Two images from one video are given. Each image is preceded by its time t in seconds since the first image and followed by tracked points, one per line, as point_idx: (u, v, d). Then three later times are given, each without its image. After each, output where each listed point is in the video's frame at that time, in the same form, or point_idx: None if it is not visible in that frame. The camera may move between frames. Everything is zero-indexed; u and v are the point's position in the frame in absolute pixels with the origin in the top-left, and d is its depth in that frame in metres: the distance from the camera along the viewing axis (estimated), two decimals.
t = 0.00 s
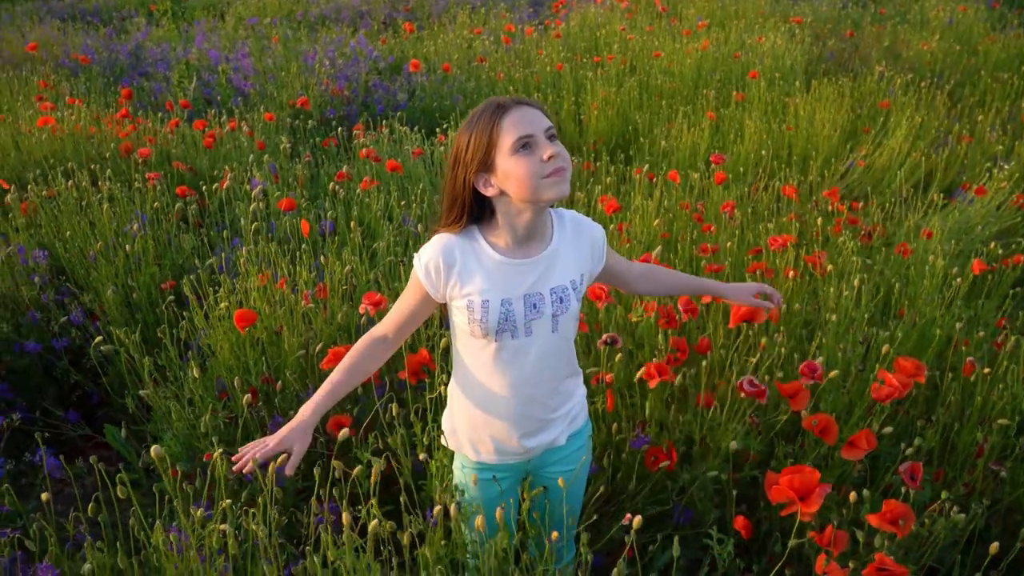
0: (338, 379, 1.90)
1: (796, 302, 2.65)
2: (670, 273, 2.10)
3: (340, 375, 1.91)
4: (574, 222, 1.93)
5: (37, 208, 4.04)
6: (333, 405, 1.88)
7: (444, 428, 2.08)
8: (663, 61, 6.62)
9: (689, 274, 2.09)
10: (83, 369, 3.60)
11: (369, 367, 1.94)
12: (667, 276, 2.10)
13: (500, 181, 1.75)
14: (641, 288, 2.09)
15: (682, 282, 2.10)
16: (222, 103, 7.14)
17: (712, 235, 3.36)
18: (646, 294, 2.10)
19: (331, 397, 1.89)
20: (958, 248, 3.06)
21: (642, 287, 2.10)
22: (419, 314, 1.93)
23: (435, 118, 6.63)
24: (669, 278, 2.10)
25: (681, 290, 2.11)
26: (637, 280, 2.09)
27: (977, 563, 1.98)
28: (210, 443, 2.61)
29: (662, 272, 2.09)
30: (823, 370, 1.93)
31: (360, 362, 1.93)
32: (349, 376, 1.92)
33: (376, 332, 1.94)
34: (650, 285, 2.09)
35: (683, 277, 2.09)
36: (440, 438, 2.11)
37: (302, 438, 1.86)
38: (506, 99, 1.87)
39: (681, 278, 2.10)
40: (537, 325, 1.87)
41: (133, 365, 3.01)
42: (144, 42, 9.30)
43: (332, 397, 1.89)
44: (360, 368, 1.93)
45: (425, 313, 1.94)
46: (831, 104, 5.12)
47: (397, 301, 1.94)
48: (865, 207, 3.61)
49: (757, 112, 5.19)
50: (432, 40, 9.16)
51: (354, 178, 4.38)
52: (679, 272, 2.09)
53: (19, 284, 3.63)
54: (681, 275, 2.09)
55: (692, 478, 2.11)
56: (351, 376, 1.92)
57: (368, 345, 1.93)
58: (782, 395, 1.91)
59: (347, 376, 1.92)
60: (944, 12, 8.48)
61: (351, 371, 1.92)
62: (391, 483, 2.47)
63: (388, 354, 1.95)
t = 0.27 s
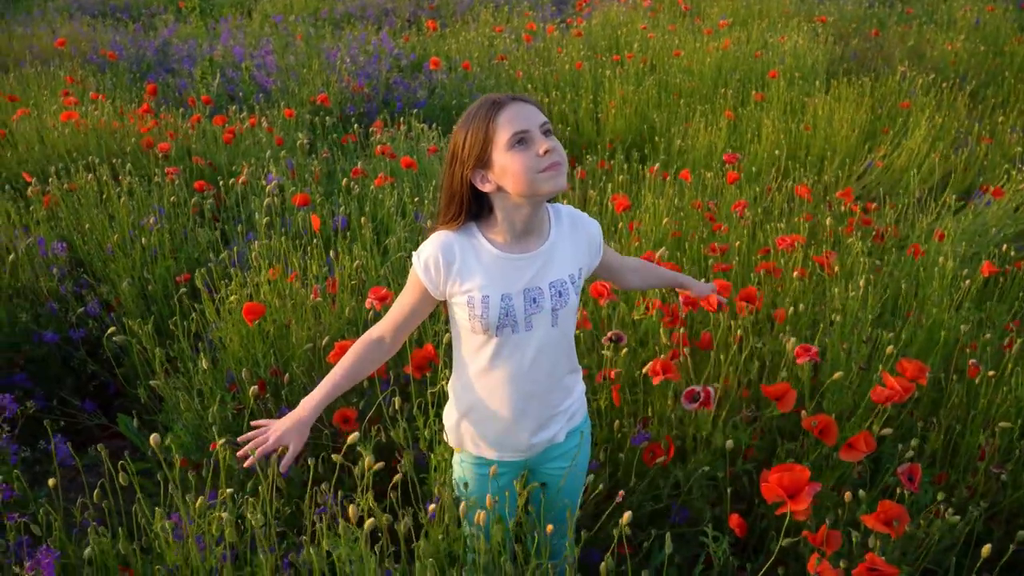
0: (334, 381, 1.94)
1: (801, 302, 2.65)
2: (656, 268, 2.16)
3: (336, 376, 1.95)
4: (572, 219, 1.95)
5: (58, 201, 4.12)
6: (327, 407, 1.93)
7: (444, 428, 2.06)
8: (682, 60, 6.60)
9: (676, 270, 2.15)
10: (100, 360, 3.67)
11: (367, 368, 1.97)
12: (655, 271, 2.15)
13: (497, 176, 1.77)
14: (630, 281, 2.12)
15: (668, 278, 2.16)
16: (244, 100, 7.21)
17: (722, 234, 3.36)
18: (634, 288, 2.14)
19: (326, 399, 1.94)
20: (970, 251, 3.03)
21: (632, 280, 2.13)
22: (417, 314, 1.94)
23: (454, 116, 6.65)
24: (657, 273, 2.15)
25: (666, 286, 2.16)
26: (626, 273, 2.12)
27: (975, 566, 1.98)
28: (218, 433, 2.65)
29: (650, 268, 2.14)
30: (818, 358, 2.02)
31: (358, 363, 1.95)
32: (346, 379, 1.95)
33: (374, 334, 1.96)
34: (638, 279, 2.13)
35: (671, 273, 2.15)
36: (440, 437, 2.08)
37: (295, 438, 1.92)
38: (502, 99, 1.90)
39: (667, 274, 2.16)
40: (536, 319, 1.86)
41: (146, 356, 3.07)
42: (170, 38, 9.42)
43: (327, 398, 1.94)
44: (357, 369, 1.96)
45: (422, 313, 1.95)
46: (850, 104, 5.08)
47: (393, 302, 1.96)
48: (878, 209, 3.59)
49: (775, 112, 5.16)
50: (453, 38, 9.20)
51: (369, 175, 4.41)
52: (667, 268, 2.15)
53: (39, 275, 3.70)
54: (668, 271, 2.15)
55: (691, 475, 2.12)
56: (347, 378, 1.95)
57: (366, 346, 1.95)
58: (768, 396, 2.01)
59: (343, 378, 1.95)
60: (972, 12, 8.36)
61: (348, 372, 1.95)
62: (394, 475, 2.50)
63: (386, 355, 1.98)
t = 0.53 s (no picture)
0: (351, 382, 2.01)
1: (806, 303, 2.65)
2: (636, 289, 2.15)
3: (352, 378, 2.01)
4: (567, 216, 1.96)
5: (81, 194, 4.20)
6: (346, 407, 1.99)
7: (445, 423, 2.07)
8: (705, 60, 6.57)
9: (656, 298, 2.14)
10: (118, 351, 3.74)
11: (380, 370, 2.02)
12: (631, 287, 2.15)
13: (493, 173, 1.79)
14: (601, 293, 2.12)
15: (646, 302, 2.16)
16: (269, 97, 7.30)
17: (733, 234, 3.35)
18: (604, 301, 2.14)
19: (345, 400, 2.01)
20: (983, 254, 3.00)
21: (605, 293, 2.12)
22: (422, 313, 1.99)
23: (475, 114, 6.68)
24: (634, 294, 2.15)
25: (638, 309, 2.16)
26: (602, 285, 2.11)
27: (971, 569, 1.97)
28: (226, 423, 2.70)
29: (628, 289, 2.13)
30: (820, 357, 2.01)
31: (371, 364, 2.01)
32: (361, 380, 2.02)
33: (386, 335, 2.02)
34: (613, 294, 2.13)
35: (648, 298, 2.15)
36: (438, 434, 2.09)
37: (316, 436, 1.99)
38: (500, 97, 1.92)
39: (646, 298, 2.15)
40: (532, 315, 1.87)
41: (161, 347, 3.13)
42: (200, 36, 9.54)
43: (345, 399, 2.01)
44: (371, 370, 2.02)
45: (429, 312, 1.99)
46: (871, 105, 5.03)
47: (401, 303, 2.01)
48: (893, 211, 3.57)
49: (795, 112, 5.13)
50: (477, 37, 9.23)
51: (386, 172, 4.46)
52: (648, 293, 2.14)
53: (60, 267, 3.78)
54: (648, 295, 2.15)
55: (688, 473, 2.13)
56: (362, 380, 2.01)
57: (379, 347, 2.01)
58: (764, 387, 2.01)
59: (359, 380, 2.01)
60: (1004, 13, 8.23)
61: (363, 374, 2.01)
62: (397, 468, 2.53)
63: (399, 357, 2.03)
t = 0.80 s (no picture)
0: (374, 384, 2.02)
1: (813, 305, 2.63)
2: (637, 300, 2.11)
3: (374, 381, 2.03)
4: (565, 214, 1.97)
5: (102, 190, 4.28)
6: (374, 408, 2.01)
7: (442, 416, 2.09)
8: (726, 61, 6.53)
9: (659, 312, 2.10)
10: (135, 343, 3.81)
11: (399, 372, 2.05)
12: (633, 298, 2.11)
13: (487, 168, 1.81)
14: (599, 298, 2.09)
15: (647, 315, 2.11)
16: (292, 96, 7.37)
17: (744, 235, 3.34)
18: (600, 307, 2.11)
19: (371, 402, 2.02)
20: (996, 258, 2.96)
21: (604, 298, 2.09)
22: (428, 311, 2.01)
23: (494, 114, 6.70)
24: (635, 305, 2.10)
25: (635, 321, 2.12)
26: (602, 289, 2.08)
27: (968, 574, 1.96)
28: (233, 415, 2.75)
29: (628, 300, 2.10)
30: (812, 360, 2.02)
31: (388, 366, 2.03)
32: (384, 383, 2.04)
33: (401, 338, 2.05)
34: (611, 300, 2.10)
35: (651, 313, 2.11)
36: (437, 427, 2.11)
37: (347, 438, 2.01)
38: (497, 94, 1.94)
39: (647, 311, 2.11)
40: (525, 310, 1.88)
41: (173, 340, 3.19)
42: (227, 36, 9.66)
43: (371, 401, 2.02)
44: (391, 373, 2.04)
45: (435, 310, 2.01)
46: (892, 107, 4.98)
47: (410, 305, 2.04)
48: (908, 214, 3.53)
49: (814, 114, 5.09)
50: (500, 37, 9.25)
51: (401, 170, 4.49)
52: (650, 307, 2.10)
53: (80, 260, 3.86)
54: (649, 309, 2.10)
55: (685, 474, 2.13)
56: (384, 382, 2.03)
57: (396, 350, 2.04)
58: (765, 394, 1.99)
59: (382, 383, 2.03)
60: None
61: (385, 376, 2.03)
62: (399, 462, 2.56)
63: (416, 358, 2.06)
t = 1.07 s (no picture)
0: (389, 389, 2.03)
1: (817, 308, 2.62)
2: (634, 309, 2.11)
3: (389, 385, 2.04)
4: (562, 213, 1.96)
5: (118, 187, 4.35)
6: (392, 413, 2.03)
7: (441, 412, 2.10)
8: (742, 63, 6.50)
9: (654, 325, 2.09)
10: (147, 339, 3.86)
11: (411, 372, 2.05)
12: (627, 303, 2.10)
13: (484, 165, 1.82)
14: (594, 302, 2.09)
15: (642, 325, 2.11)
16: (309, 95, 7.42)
17: (751, 237, 3.33)
18: (595, 309, 2.11)
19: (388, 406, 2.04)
20: (1006, 263, 2.94)
21: (600, 301, 2.09)
22: (431, 309, 2.02)
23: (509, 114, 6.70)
24: (632, 313, 2.10)
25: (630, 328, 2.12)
26: (600, 293, 2.08)
27: None
28: (238, 410, 2.78)
29: (624, 309, 2.10)
30: (809, 362, 2.02)
31: (399, 368, 2.04)
32: (398, 387, 2.05)
33: (409, 337, 2.04)
34: (607, 305, 2.10)
35: (641, 319, 2.10)
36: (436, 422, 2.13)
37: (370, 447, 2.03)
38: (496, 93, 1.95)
39: (643, 322, 2.10)
40: (521, 308, 1.88)
41: (183, 334, 3.23)
42: (248, 36, 9.74)
43: (387, 406, 2.04)
44: (403, 375, 2.05)
45: (437, 308, 2.02)
46: (908, 111, 4.93)
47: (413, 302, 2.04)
48: (919, 218, 3.50)
49: (829, 117, 5.05)
50: (517, 38, 9.26)
51: (413, 169, 4.51)
52: (646, 319, 2.10)
53: (94, 257, 3.92)
54: (645, 321, 2.10)
55: (682, 473, 2.13)
56: (398, 386, 2.04)
57: (406, 350, 2.04)
58: (761, 397, 1.98)
59: (397, 386, 2.05)
60: None
61: (398, 380, 2.04)
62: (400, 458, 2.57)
63: (425, 355, 2.06)
